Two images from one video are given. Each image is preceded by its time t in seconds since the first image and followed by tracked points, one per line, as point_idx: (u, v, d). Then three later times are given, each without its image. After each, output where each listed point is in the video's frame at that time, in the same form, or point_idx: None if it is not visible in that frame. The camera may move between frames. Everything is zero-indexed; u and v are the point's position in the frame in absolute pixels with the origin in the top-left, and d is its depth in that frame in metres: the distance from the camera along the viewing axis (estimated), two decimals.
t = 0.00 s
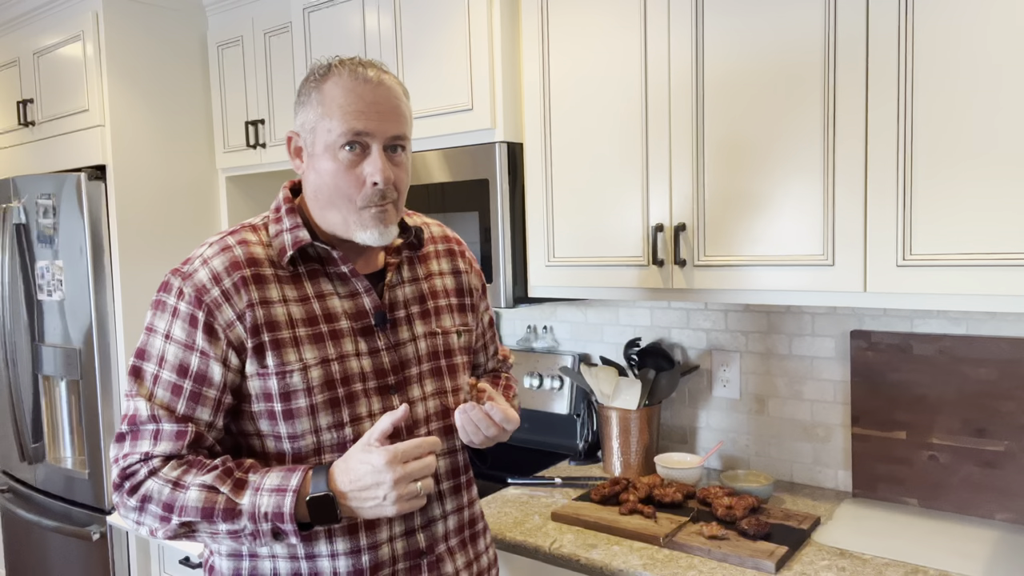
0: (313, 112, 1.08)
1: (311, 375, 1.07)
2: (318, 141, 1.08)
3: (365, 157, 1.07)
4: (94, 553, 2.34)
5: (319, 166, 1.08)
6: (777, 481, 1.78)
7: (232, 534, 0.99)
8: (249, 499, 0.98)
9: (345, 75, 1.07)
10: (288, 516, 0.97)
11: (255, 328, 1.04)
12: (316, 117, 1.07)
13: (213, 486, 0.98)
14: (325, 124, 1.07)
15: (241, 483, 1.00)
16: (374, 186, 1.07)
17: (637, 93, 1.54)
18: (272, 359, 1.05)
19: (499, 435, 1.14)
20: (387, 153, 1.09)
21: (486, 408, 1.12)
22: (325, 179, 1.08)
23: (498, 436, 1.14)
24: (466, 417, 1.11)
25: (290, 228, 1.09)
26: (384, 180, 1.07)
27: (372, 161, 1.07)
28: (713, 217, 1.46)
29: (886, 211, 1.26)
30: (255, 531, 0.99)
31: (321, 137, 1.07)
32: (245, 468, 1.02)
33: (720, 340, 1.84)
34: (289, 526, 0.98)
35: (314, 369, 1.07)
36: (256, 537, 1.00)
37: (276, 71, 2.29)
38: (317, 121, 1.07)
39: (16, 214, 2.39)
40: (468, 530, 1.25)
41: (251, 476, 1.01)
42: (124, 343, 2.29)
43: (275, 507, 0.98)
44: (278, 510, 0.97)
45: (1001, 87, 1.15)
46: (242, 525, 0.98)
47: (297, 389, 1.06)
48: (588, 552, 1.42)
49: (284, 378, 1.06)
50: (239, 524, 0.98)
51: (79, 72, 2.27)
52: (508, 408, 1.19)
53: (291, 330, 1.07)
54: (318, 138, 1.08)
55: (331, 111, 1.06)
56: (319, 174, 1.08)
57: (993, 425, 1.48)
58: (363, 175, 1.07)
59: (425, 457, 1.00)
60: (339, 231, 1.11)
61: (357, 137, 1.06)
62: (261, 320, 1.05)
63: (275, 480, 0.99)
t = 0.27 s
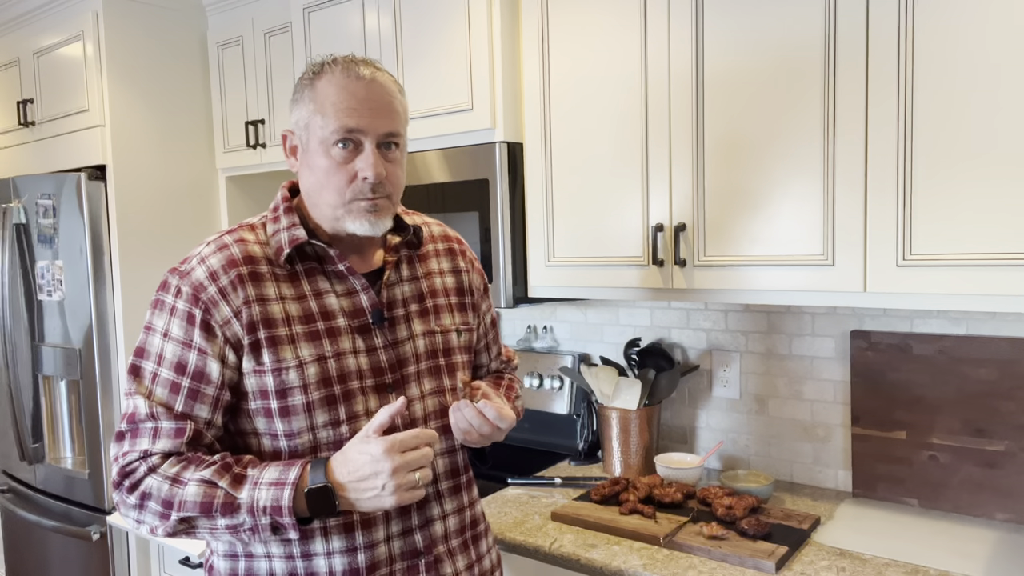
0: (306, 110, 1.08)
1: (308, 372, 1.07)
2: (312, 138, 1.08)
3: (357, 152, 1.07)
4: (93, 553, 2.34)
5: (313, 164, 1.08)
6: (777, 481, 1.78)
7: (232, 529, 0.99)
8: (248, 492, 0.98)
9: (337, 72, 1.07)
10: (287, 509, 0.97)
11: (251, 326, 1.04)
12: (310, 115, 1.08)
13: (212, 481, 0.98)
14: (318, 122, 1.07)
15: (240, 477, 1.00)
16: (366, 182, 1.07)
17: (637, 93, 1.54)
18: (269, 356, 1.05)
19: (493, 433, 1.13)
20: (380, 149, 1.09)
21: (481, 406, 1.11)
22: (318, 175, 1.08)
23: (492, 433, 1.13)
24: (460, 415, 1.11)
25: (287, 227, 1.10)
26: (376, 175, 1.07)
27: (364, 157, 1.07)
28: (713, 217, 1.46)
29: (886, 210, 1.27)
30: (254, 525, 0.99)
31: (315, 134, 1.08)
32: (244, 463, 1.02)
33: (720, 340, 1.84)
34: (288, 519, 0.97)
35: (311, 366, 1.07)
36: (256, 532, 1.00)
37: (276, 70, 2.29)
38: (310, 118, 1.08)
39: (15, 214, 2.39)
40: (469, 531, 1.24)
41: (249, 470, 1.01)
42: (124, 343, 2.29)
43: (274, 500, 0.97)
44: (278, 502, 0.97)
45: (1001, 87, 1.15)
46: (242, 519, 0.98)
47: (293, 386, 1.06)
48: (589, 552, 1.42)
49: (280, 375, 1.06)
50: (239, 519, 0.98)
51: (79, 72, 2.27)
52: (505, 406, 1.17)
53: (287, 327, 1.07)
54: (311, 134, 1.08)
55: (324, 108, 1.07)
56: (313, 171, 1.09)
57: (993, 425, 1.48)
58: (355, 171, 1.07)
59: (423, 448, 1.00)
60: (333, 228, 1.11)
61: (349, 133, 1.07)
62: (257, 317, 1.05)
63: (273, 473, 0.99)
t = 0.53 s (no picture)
0: (300, 108, 1.08)
1: (305, 370, 1.06)
2: (306, 136, 1.08)
3: (351, 150, 1.07)
4: (93, 553, 2.34)
5: (308, 162, 1.09)
6: (777, 481, 1.78)
7: (224, 524, 1.00)
8: (239, 489, 0.98)
9: (330, 70, 1.07)
10: (276, 506, 0.97)
11: (248, 324, 1.04)
12: (303, 113, 1.08)
13: (205, 477, 0.98)
14: (311, 120, 1.07)
15: (233, 474, 1.00)
16: (359, 179, 1.07)
17: (637, 93, 1.54)
18: (266, 353, 1.05)
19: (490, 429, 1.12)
20: (373, 146, 1.08)
21: (474, 405, 1.10)
22: (314, 173, 1.08)
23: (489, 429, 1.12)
24: (454, 413, 1.10)
25: (287, 225, 1.09)
26: (367, 173, 1.06)
27: (357, 154, 1.07)
28: (713, 216, 1.46)
29: (886, 210, 1.27)
30: (246, 521, 0.99)
31: (308, 133, 1.08)
32: (239, 459, 1.02)
33: (720, 340, 1.84)
34: (277, 516, 0.97)
35: (308, 364, 1.06)
36: (248, 528, 1.00)
37: (276, 70, 2.29)
38: (304, 116, 1.08)
39: (15, 214, 2.39)
40: (472, 529, 1.22)
41: (243, 466, 1.01)
42: (124, 343, 2.29)
43: (264, 497, 0.97)
44: (267, 499, 0.97)
45: (1001, 87, 1.15)
46: (233, 515, 0.98)
47: (290, 384, 1.05)
48: (588, 552, 1.42)
49: (277, 373, 1.05)
50: (230, 514, 0.98)
51: (79, 72, 2.27)
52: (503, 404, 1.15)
53: (284, 325, 1.06)
54: (306, 133, 1.08)
55: (317, 106, 1.06)
56: (308, 169, 1.09)
57: (993, 425, 1.48)
58: (347, 169, 1.07)
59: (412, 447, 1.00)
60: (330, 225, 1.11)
61: (341, 131, 1.06)
62: (255, 315, 1.04)
63: (264, 470, 0.99)
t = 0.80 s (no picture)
0: (310, 111, 1.09)
1: (323, 367, 1.06)
2: (317, 138, 1.09)
3: (359, 149, 1.07)
4: (93, 553, 2.34)
5: (319, 164, 1.09)
6: (776, 481, 1.78)
7: (242, 517, 1.01)
8: (255, 484, 0.99)
9: (337, 72, 1.07)
10: (288, 501, 0.98)
11: (268, 324, 1.05)
12: (313, 116, 1.08)
13: (224, 472, 1.00)
14: (320, 122, 1.07)
15: (251, 469, 1.01)
16: (367, 178, 1.06)
17: (637, 92, 1.54)
18: (285, 352, 1.05)
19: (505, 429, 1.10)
20: (381, 145, 1.08)
21: (487, 402, 1.08)
22: (326, 175, 1.09)
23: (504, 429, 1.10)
24: (468, 410, 1.08)
25: (307, 226, 1.09)
26: (374, 172, 1.06)
27: (365, 154, 1.06)
28: (713, 216, 1.46)
29: (886, 210, 1.27)
30: (262, 515, 1.00)
31: (318, 135, 1.08)
32: (257, 454, 1.03)
33: (720, 340, 1.84)
34: (290, 511, 0.98)
35: (326, 361, 1.06)
36: (265, 521, 1.02)
37: (276, 70, 2.30)
38: (315, 119, 1.08)
39: (16, 214, 2.39)
40: (492, 523, 1.21)
41: (260, 461, 1.02)
42: (124, 343, 2.29)
43: (277, 492, 0.98)
44: (280, 494, 0.98)
45: (1000, 87, 1.15)
46: (249, 509, 1.00)
47: (309, 381, 1.06)
48: (588, 552, 1.42)
49: (296, 370, 1.05)
50: (247, 508, 1.00)
51: (79, 72, 2.27)
52: (518, 402, 1.13)
53: (303, 324, 1.07)
54: (316, 135, 1.09)
55: (325, 108, 1.07)
56: (321, 171, 1.09)
57: (993, 425, 1.48)
58: (355, 169, 1.06)
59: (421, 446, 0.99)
60: (345, 225, 1.11)
61: (348, 132, 1.06)
62: (275, 315, 1.05)
63: (279, 466, 1.00)
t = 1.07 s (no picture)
0: (346, 117, 1.10)
1: (356, 367, 1.08)
2: (354, 143, 1.10)
3: (394, 154, 1.07)
4: (93, 553, 2.34)
5: (356, 169, 1.10)
6: (777, 481, 1.78)
7: (278, 509, 1.04)
8: (290, 478, 1.02)
9: (374, 78, 1.07)
10: (322, 495, 1.00)
11: (305, 324, 1.07)
12: (349, 122, 1.09)
13: (262, 465, 1.02)
14: (356, 127, 1.08)
15: (287, 463, 1.03)
16: (402, 183, 1.07)
17: (637, 92, 1.54)
18: (321, 351, 1.08)
19: (534, 433, 1.11)
20: (416, 150, 1.08)
21: (517, 404, 1.09)
22: (362, 179, 1.10)
23: (532, 433, 1.11)
24: (498, 413, 1.10)
25: (343, 229, 1.11)
26: (409, 176, 1.06)
27: (400, 159, 1.07)
28: (713, 216, 1.46)
29: (886, 211, 1.27)
30: (297, 507, 1.03)
31: (355, 140, 1.09)
32: (293, 449, 1.06)
33: (720, 340, 1.84)
34: (324, 505, 1.01)
35: (359, 361, 1.08)
36: (300, 514, 1.04)
37: (276, 70, 2.30)
38: (351, 124, 1.09)
39: (16, 214, 2.39)
40: (517, 526, 1.22)
41: (295, 456, 1.04)
42: (124, 343, 2.29)
43: (311, 485, 1.01)
44: (314, 488, 1.00)
45: (1000, 87, 1.15)
46: (285, 501, 1.02)
47: (342, 380, 1.08)
48: (589, 552, 1.42)
49: (330, 369, 1.08)
50: (283, 500, 1.02)
51: (79, 72, 2.27)
52: (547, 405, 1.14)
53: (338, 325, 1.09)
54: (353, 140, 1.10)
55: (362, 113, 1.07)
56: (358, 175, 1.10)
57: (993, 425, 1.48)
58: (391, 173, 1.07)
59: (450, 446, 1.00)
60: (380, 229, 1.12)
61: (384, 137, 1.07)
62: (311, 315, 1.07)
63: (314, 461, 1.02)
